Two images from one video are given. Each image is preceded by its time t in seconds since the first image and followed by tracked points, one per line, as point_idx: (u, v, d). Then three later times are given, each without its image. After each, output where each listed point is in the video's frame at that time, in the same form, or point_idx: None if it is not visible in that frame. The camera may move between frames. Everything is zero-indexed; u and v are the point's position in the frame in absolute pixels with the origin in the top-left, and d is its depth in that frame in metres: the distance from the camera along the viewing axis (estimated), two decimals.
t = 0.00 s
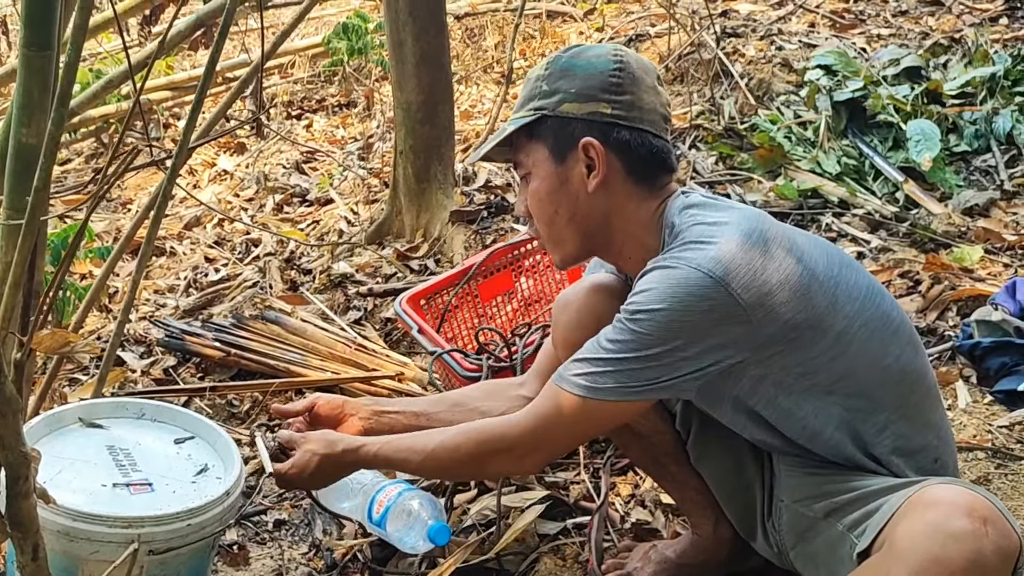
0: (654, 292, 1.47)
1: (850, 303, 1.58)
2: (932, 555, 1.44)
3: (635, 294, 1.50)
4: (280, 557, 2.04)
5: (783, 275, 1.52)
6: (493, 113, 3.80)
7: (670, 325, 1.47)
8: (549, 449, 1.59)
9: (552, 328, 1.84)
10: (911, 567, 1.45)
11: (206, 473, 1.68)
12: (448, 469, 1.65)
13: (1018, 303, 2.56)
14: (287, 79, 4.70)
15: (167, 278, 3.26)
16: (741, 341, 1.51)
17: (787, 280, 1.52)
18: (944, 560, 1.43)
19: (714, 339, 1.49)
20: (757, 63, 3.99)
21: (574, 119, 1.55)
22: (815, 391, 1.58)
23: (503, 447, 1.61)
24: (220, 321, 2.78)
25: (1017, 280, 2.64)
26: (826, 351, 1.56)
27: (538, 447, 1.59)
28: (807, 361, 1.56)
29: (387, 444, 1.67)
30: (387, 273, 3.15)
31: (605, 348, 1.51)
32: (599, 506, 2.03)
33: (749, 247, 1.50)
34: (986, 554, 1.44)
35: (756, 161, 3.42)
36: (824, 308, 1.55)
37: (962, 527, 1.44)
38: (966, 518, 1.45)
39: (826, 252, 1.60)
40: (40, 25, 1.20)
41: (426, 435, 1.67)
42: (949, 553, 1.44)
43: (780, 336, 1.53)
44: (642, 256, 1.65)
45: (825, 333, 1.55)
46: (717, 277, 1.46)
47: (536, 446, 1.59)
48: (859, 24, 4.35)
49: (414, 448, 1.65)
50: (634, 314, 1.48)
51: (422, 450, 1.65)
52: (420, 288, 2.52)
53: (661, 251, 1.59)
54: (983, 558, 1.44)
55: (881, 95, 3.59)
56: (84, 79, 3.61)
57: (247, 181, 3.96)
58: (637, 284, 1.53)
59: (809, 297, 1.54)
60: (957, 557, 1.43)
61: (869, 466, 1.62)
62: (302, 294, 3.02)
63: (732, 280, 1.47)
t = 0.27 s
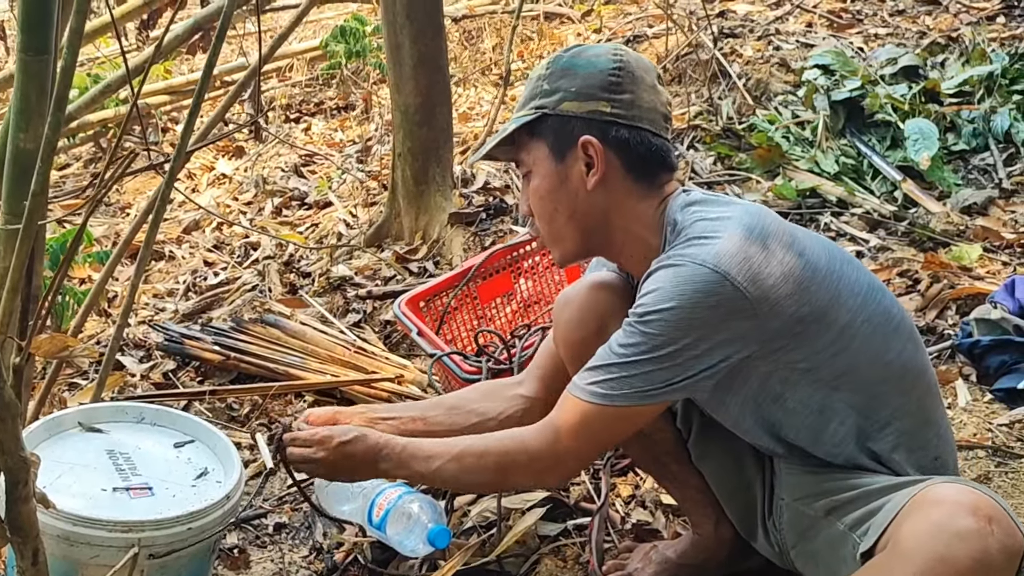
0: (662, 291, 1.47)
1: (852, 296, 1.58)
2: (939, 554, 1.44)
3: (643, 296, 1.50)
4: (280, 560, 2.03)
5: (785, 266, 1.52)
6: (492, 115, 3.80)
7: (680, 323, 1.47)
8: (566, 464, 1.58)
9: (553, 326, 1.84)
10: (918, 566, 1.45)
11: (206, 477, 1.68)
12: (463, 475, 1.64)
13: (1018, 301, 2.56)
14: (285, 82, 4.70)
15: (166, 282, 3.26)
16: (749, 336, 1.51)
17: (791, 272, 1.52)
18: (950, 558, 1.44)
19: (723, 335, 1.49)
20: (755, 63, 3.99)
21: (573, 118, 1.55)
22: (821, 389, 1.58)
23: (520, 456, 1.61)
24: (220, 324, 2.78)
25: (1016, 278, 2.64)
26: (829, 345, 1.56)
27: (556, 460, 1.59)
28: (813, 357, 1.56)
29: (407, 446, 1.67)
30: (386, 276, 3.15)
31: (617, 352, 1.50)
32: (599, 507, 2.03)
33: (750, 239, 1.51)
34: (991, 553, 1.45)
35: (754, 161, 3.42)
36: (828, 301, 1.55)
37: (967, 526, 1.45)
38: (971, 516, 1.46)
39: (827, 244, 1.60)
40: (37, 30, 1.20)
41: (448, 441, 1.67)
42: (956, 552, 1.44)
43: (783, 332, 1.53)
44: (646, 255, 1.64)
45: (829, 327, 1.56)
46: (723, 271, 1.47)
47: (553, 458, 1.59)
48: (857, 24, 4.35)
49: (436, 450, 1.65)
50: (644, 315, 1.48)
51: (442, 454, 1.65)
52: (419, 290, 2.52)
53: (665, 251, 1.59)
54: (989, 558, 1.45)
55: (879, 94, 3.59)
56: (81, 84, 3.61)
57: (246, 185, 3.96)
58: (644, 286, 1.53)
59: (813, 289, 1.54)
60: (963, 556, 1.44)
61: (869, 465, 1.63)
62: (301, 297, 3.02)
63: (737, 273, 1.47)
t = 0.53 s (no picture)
0: (657, 289, 1.47)
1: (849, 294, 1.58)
2: (944, 556, 1.44)
3: (638, 294, 1.50)
4: (280, 562, 2.03)
5: (781, 264, 1.52)
6: (489, 116, 3.80)
7: (675, 321, 1.47)
8: (565, 455, 1.59)
9: (553, 326, 1.85)
10: (923, 568, 1.44)
11: (206, 479, 1.68)
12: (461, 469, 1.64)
13: (1016, 299, 2.56)
14: (283, 85, 4.70)
15: (165, 285, 3.26)
16: (745, 334, 1.51)
17: (787, 271, 1.52)
18: (956, 560, 1.43)
19: (719, 332, 1.49)
20: (752, 63, 4.00)
21: (567, 118, 1.55)
22: (818, 386, 1.58)
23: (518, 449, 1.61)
24: (218, 327, 2.78)
25: (1015, 276, 2.64)
26: (826, 343, 1.56)
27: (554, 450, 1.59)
28: (811, 354, 1.56)
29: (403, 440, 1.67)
30: (384, 278, 3.15)
31: (612, 348, 1.51)
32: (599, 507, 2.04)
33: (746, 237, 1.50)
34: (998, 555, 1.44)
35: (752, 161, 3.42)
36: (824, 299, 1.55)
37: (974, 529, 1.44)
38: (978, 519, 1.45)
39: (824, 242, 1.60)
40: (34, 32, 1.20)
41: (444, 436, 1.67)
42: (961, 554, 1.43)
43: (781, 330, 1.53)
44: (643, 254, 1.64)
45: (826, 325, 1.56)
46: (719, 270, 1.47)
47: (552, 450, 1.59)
48: (854, 23, 4.35)
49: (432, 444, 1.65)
50: (639, 312, 1.48)
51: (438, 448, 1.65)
52: (418, 292, 2.52)
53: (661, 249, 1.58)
54: (995, 560, 1.44)
55: (876, 93, 3.60)
56: (79, 87, 3.61)
57: (244, 187, 3.96)
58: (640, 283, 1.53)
59: (809, 286, 1.54)
60: (969, 558, 1.43)
61: (870, 463, 1.63)
62: (300, 299, 3.01)
63: (733, 271, 1.47)
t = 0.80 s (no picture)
0: (651, 285, 1.47)
1: (845, 294, 1.58)
2: (940, 549, 1.44)
3: (631, 287, 1.50)
4: (281, 563, 2.03)
5: (777, 266, 1.52)
6: (488, 117, 3.80)
7: (667, 317, 1.46)
8: (543, 440, 1.56)
9: (552, 324, 1.85)
10: (920, 561, 1.44)
11: (206, 480, 1.68)
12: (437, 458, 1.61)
13: (1015, 296, 2.55)
14: (281, 87, 4.70)
15: (164, 287, 3.26)
16: (737, 333, 1.51)
17: (782, 272, 1.52)
18: (952, 553, 1.43)
19: (712, 330, 1.49)
20: (751, 62, 4.00)
21: (562, 119, 1.56)
22: (812, 383, 1.58)
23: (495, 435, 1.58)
24: (218, 329, 2.77)
25: (1013, 274, 2.63)
26: (821, 342, 1.56)
27: (531, 434, 1.56)
28: (805, 352, 1.56)
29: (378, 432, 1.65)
30: (384, 278, 3.15)
31: (602, 340, 1.50)
32: (599, 508, 2.05)
33: (743, 238, 1.50)
34: (994, 548, 1.44)
35: (751, 161, 3.42)
36: (819, 300, 1.55)
37: (970, 521, 1.44)
38: (974, 513, 1.45)
39: (822, 245, 1.60)
40: (32, 33, 1.20)
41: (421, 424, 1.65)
42: (957, 547, 1.43)
43: (775, 329, 1.53)
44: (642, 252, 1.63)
45: (821, 324, 1.56)
46: (713, 268, 1.47)
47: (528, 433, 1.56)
48: (852, 22, 4.36)
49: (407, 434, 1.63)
50: (631, 306, 1.48)
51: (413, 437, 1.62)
52: (417, 292, 2.52)
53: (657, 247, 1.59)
54: (991, 553, 1.44)
55: (875, 93, 3.60)
56: (77, 90, 3.61)
57: (243, 189, 3.96)
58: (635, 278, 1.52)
59: (803, 289, 1.54)
60: (965, 551, 1.43)
61: (868, 461, 1.63)
62: (300, 301, 3.01)
63: (727, 271, 1.47)
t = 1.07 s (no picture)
0: (655, 287, 1.47)
1: (847, 295, 1.58)
2: (943, 548, 1.43)
3: (635, 290, 1.49)
4: (283, 565, 2.03)
5: (780, 269, 1.52)
6: (487, 118, 3.81)
7: (670, 321, 1.46)
8: (543, 438, 1.55)
9: (554, 325, 1.85)
10: (922, 561, 1.43)
11: (208, 482, 1.68)
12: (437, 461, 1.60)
13: (1016, 296, 2.55)
14: (280, 88, 4.70)
15: (164, 289, 3.26)
16: (740, 336, 1.51)
17: (785, 274, 1.52)
18: (954, 552, 1.43)
19: (715, 334, 1.50)
20: (749, 63, 4.00)
21: (564, 120, 1.56)
22: (813, 385, 1.59)
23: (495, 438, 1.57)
24: (218, 331, 2.77)
25: (1013, 273, 2.63)
26: (823, 344, 1.56)
27: (532, 435, 1.55)
28: (806, 354, 1.56)
29: (375, 439, 1.64)
30: (384, 280, 3.15)
31: (604, 342, 1.50)
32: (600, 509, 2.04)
33: (746, 242, 1.50)
34: (996, 548, 1.44)
35: (750, 161, 3.43)
36: (821, 303, 1.56)
37: (972, 521, 1.44)
38: (976, 512, 1.44)
39: (824, 247, 1.60)
40: (34, 35, 1.20)
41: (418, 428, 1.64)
42: (959, 546, 1.43)
43: (777, 331, 1.53)
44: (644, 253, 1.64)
45: (823, 327, 1.56)
46: (716, 272, 1.47)
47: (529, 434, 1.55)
48: (850, 22, 4.36)
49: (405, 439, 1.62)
50: (634, 308, 1.48)
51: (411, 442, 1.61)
52: (417, 294, 2.52)
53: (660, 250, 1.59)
54: (994, 552, 1.43)
55: (873, 93, 3.61)
56: (76, 92, 3.61)
57: (242, 191, 3.96)
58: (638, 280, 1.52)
59: (806, 291, 1.54)
60: (967, 550, 1.42)
61: (870, 460, 1.63)
62: (300, 302, 3.01)
63: (730, 275, 1.47)
